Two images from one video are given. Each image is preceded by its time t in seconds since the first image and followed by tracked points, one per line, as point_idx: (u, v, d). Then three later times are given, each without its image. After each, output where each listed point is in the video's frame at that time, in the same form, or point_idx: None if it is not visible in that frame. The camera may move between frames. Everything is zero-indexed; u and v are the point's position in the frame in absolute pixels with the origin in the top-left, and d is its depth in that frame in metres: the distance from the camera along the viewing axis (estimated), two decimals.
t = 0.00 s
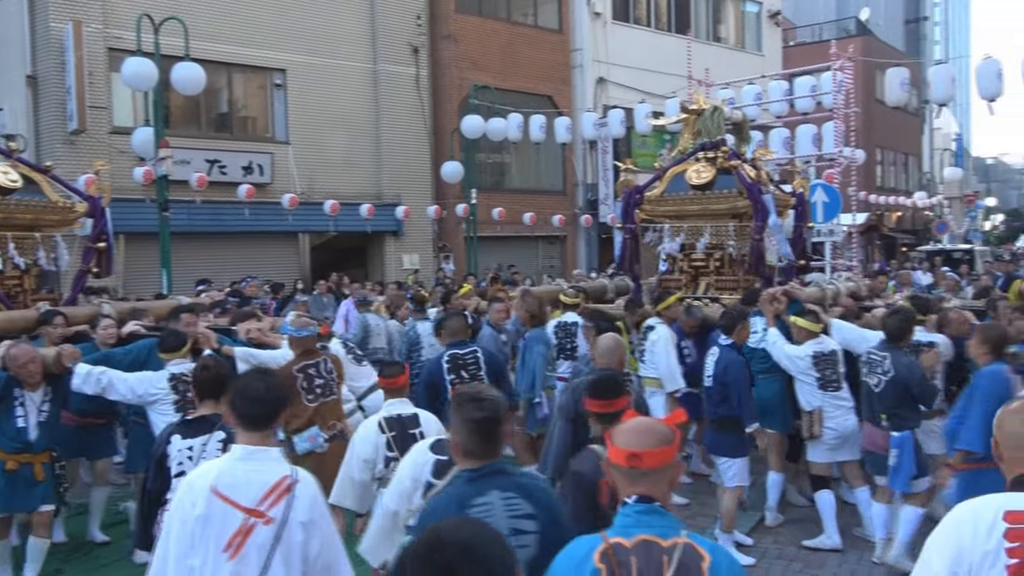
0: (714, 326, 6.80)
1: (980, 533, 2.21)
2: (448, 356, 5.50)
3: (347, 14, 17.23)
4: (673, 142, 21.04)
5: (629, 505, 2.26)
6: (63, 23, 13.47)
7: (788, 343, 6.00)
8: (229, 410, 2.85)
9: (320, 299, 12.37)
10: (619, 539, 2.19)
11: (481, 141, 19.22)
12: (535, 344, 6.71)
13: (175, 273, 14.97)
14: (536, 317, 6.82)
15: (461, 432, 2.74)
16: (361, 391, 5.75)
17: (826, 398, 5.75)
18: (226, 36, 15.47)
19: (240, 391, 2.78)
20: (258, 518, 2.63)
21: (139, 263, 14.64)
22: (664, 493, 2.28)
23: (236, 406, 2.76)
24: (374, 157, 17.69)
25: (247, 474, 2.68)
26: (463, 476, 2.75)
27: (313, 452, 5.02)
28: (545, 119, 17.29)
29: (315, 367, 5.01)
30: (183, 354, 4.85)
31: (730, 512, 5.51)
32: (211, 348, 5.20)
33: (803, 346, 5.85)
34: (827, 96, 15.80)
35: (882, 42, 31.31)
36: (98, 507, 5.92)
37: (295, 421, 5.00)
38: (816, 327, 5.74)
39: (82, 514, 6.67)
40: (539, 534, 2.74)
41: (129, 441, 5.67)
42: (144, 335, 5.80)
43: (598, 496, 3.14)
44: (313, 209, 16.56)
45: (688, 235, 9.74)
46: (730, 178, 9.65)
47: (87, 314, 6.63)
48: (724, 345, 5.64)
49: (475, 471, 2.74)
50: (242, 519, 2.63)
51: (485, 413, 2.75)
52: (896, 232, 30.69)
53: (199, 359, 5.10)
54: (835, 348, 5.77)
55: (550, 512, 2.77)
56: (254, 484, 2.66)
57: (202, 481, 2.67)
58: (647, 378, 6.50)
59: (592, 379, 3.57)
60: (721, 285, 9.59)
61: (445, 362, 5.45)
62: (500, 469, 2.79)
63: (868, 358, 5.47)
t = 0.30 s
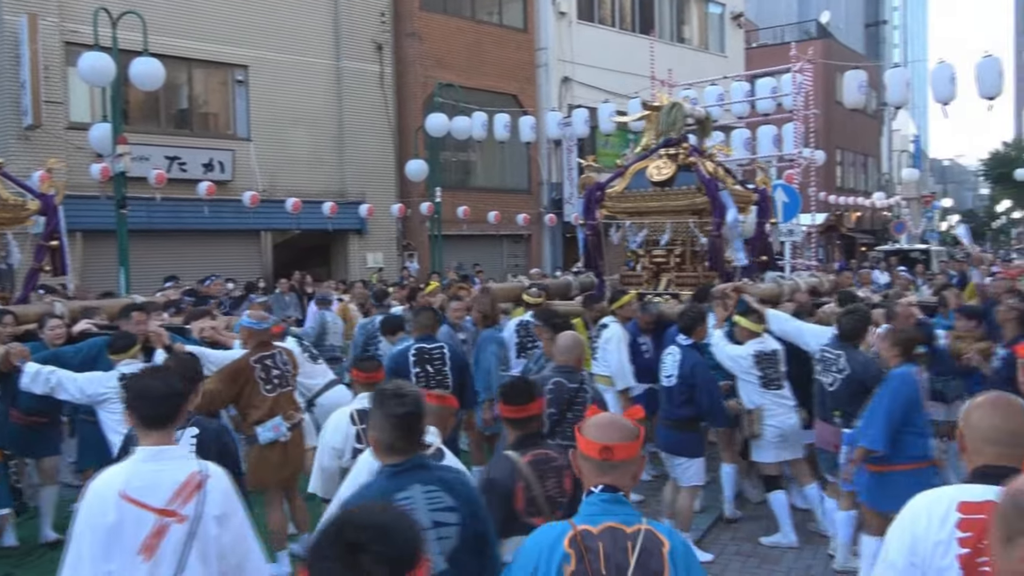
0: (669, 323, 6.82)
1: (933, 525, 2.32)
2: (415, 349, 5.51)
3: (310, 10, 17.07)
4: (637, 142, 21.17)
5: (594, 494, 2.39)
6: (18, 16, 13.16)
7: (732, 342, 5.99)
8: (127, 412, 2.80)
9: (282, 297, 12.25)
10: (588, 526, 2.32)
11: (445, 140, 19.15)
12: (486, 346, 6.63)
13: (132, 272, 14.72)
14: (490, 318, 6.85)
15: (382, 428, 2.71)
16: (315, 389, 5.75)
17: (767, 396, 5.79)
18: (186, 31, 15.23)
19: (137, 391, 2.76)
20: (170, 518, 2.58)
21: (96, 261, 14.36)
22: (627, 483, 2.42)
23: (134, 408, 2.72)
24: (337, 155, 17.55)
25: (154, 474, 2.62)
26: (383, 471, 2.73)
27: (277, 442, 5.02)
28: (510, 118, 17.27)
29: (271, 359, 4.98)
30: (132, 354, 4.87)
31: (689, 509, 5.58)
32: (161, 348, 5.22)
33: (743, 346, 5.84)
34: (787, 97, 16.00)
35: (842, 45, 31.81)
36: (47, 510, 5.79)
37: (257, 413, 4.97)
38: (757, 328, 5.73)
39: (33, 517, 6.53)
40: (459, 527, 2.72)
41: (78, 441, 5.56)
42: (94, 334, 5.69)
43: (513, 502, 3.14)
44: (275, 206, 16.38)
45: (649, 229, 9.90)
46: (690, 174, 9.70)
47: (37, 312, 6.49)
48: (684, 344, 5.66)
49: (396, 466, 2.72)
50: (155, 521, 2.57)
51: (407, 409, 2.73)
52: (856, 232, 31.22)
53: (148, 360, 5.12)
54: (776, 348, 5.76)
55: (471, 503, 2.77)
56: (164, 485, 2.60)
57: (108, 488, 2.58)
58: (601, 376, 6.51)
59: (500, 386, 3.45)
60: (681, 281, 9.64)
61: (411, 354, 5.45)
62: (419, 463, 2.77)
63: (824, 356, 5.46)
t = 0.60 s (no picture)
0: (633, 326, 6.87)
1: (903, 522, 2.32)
2: (387, 345, 5.52)
3: (279, 8, 16.92)
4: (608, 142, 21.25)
5: (581, 468, 2.61)
6: None
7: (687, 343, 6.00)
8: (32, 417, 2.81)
9: (251, 297, 12.15)
10: (571, 498, 2.53)
11: (416, 140, 19.09)
12: (444, 349, 6.62)
13: (98, 272, 14.50)
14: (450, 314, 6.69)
15: (322, 427, 2.80)
16: (284, 381, 5.64)
17: (722, 395, 5.85)
18: (153, 29, 15.05)
19: (46, 396, 2.79)
20: (92, 520, 2.62)
21: (60, 261, 14.13)
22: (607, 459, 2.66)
23: (41, 412, 2.75)
24: (307, 155, 17.43)
25: (70, 478, 2.64)
26: (322, 470, 2.82)
27: (244, 439, 5.00)
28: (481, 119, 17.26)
29: (237, 358, 4.97)
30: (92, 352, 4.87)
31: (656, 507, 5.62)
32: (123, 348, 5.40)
33: (699, 345, 5.89)
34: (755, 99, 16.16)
35: (810, 47, 32.18)
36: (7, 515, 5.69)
37: (224, 410, 4.93)
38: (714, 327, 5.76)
39: None
40: (399, 518, 2.82)
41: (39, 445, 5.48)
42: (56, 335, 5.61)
43: (451, 505, 3.07)
44: (244, 206, 16.23)
45: (618, 233, 9.91)
46: (658, 177, 9.73)
47: None
48: (643, 347, 5.59)
49: (335, 464, 2.81)
50: (77, 524, 2.60)
51: (347, 409, 2.84)
52: (824, 231, 31.58)
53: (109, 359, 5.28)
54: (731, 347, 5.85)
55: (408, 497, 2.88)
56: (83, 487, 2.64)
57: (23, 495, 2.57)
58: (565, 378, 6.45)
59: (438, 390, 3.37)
60: (649, 284, 9.66)
61: (384, 351, 5.45)
62: (355, 462, 2.86)
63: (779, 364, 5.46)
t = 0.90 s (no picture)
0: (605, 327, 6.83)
1: (883, 523, 2.30)
2: (359, 349, 5.54)
3: (259, 11, 16.83)
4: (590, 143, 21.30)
5: (553, 459, 2.73)
6: None
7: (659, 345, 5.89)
8: None
9: (233, 301, 12.09)
10: (548, 485, 2.66)
11: (398, 142, 19.05)
12: (421, 352, 6.34)
13: (77, 277, 14.36)
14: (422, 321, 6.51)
15: (287, 415, 2.90)
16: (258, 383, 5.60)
17: (694, 397, 5.72)
18: (131, 32, 14.94)
19: None
20: (46, 524, 2.69)
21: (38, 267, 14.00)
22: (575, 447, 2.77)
23: None
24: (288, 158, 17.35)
25: (19, 485, 2.68)
26: (285, 458, 2.90)
27: (224, 441, 4.96)
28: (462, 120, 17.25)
29: (217, 361, 4.95)
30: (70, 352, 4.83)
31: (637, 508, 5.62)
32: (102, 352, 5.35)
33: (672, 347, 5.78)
34: (735, 99, 16.26)
35: (789, 47, 32.38)
36: None
37: (205, 412, 4.89)
38: (685, 328, 5.67)
39: None
40: (355, 507, 2.94)
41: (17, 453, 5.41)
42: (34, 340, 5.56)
43: (422, 504, 3.17)
44: (225, 209, 16.13)
45: (597, 230, 9.97)
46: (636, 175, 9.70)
47: None
48: (605, 346, 5.59)
49: (299, 451, 2.91)
50: (30, 530, 2.66)
51: (308, 397, 2.95)
52: (805, 229, 31.78)
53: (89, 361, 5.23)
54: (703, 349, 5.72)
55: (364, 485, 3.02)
56: (34, 494, 2.69)
57: None
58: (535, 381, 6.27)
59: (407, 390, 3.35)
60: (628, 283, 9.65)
61: (358, 356, 5.46)
62: (315, 452, 2.96)
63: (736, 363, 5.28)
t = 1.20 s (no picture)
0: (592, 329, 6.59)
1: (838, 531, 2.24)
2: (325, 354, 5.46)
3: (242, 14, 16.76)
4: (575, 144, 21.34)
5: (507, 457, 2.72)
6: None
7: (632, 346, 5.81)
8: None
9: (217, 305, 12.02)
10: (504, 483, 2.67)
11: (383, 144, 19.00)
12: (399, 355, 6.31)
13: (59, 282, 14.24)
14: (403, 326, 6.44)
15: (251, 417, 2.87)
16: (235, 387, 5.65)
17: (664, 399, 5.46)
18: (113, 35, 14.85)
19: None
20: (26, 528, 2.67)
21: (20, 272, 13.89)
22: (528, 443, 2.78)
23: None
24: (273, 161, 17.28)
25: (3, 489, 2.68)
26: (247, 459, 2.90)
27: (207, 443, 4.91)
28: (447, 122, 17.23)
29: (201, 363, 4.93)
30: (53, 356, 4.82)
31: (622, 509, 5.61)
32: (83, 356, 5.35)
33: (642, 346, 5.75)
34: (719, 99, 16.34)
35: (773, 47, 32.56)
36: None
37: (190, 414, 4.87)
38: (660, 327, 5.51)
39: None
40: (318, 506, 2.97)
41: None
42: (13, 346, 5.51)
43: (401, 499, 3.15)
44: (209, 213, 16.04)
45: (581, 233, 10.03)
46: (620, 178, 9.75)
47: None
48: (576, 346, 5.50)
49: (261, 453, 2.90)
50: (11, 534, 2.65)
51: (273, 399, 2.92)
52: (790, 229, 31.96)
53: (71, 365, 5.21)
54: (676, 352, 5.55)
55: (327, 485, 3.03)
56: (15, 499, 2.68)
57: None
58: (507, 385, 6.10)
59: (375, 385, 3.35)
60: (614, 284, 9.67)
61: (324, 360, 5.40)
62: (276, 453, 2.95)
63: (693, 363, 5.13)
